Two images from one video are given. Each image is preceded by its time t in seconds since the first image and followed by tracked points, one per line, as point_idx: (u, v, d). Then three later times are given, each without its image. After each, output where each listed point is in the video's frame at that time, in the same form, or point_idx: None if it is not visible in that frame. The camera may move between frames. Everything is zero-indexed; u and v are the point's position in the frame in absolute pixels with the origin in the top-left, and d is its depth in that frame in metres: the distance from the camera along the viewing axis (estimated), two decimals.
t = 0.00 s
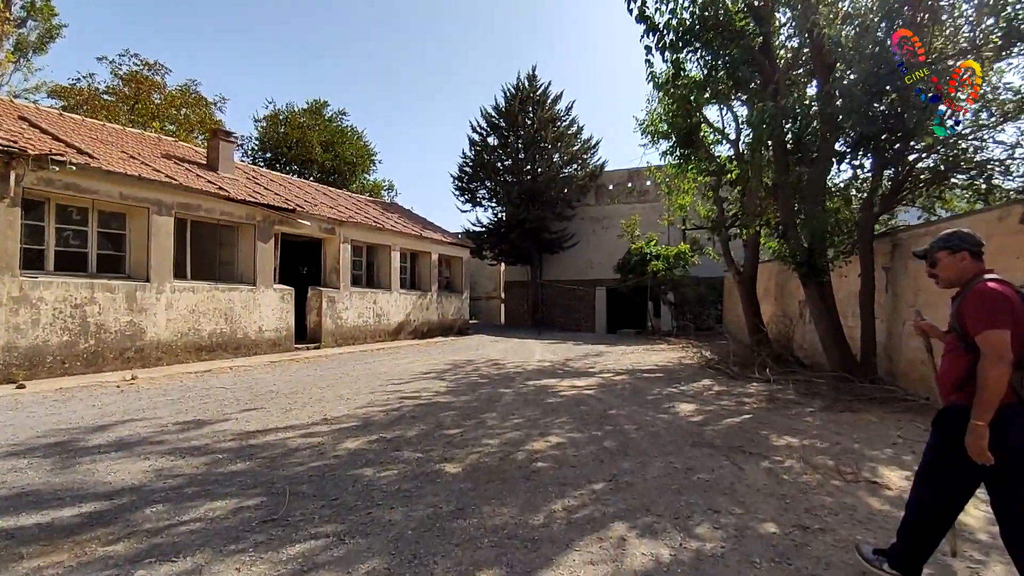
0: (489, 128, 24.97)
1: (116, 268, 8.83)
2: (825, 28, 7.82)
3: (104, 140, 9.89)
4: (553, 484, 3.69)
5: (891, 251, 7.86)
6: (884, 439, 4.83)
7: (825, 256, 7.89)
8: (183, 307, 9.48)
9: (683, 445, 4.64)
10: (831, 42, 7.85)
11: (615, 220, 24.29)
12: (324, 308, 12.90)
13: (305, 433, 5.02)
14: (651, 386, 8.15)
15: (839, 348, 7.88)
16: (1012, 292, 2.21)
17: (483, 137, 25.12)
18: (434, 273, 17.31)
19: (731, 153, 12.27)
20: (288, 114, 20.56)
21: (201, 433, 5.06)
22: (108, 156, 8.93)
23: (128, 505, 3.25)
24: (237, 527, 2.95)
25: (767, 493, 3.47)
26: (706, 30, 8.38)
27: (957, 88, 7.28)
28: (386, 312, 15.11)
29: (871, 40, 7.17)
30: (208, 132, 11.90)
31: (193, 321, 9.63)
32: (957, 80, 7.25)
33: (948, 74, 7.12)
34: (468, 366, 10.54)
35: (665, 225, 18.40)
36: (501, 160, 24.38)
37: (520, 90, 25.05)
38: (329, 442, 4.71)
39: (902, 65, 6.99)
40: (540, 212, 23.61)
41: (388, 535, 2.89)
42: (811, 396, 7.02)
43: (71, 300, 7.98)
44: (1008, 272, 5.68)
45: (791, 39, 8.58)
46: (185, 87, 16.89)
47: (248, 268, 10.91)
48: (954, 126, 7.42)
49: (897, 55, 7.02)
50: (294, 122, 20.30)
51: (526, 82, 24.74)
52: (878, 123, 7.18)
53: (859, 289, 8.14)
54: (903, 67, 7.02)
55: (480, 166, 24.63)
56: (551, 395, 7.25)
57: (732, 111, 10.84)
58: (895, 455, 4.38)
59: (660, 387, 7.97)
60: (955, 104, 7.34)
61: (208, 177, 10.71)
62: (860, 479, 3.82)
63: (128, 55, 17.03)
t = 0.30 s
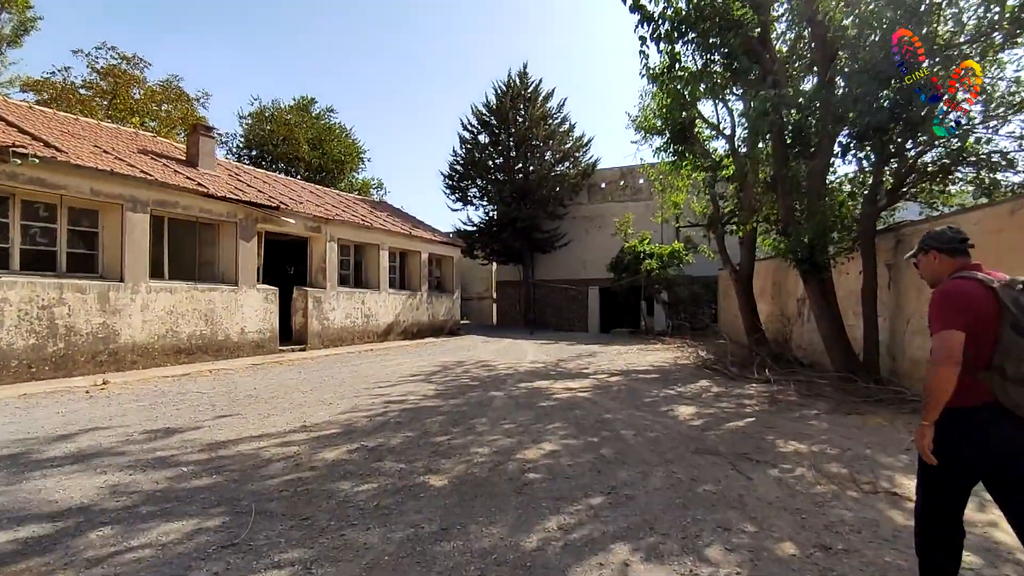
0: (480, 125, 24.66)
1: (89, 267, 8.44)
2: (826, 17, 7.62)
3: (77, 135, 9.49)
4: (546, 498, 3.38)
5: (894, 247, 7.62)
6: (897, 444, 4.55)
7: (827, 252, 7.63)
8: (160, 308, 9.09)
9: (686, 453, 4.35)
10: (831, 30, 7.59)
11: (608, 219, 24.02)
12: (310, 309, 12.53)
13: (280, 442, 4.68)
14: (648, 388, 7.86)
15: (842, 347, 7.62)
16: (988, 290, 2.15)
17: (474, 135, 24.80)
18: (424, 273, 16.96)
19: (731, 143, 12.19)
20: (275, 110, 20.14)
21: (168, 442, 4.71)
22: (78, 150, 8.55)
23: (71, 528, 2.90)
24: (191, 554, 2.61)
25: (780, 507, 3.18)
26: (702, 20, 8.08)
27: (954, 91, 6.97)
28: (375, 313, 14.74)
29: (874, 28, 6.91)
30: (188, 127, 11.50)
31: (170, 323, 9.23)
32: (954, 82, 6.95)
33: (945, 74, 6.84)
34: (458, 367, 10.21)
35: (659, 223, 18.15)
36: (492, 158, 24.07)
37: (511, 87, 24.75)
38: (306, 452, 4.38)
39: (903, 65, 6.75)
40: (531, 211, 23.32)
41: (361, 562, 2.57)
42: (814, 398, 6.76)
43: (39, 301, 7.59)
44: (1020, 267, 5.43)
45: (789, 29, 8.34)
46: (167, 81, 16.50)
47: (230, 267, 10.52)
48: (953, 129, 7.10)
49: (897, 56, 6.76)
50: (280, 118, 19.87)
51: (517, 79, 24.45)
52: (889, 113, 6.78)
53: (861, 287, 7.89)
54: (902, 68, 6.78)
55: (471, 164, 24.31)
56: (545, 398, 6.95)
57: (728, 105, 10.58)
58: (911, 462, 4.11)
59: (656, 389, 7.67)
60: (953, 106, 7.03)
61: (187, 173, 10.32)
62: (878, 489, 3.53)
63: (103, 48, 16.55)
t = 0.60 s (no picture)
0: (477, 116, 24.26)
1: (68, 260, 8.09)
2: None
3: (56, 121, 9.11)
4: (550, 511, 3.06)
5: (908, 237, 7.32)
6: (924, 447, 4.25)
7: (839, 243, 7.32)
8: (145, 303, 8.74)
9: (699, 458, 4.04)
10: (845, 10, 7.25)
11: (608, 211, 23.66)
12: (303, 302, 12.19)
13: (263, 445, 4.35)
14: (653, 384, 7.56)
15: (855, 342, 7.31)
16: (1001, 274, 2.13)
17: (471, 125, 24.40)
18: (420, 266, 16.61)
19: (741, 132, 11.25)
20: (267, 100, 19.69)
21: (142, 446, 4.38)
22: (57, 137, 8.19)
23: (16, 550, 2.58)
24: None
25: (809, 522, 2.87)
26: None
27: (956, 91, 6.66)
28: (370, 307, 14.41)
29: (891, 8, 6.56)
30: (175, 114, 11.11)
31: (156, 317, 8.88)
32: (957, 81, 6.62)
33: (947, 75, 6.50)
34: (455, 363, 9.89)
35: (659, 214, 17.82)
36: (490, 149, 23.67)
37: (509, 76, 24.33)
38: (289, 457, 4.05)
39: (902, 65, 6.47)
40: (530, 203, 22.95)
41: None
42: (827, 395, 6.46)
43: (14, 295, 7.24)
44: None
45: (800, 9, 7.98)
46: (158, 69, 16.29)
47: (218, 260, 10.16)
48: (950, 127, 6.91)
49: (897, 56, 6.49)
50: (272, 108, 19.44)
51: (514, 68, 24.04)
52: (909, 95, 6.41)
53: (874, 279, 7.59)
54: (903, 68, 6.50)
55: (467, 155, 23.91)
56: (545, 395, 6.65)
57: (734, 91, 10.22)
58: (942, 467, 3.81)
59: (661, 386, 7.37)
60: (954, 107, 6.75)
61: (173, 161, 9.96)
62: (913, 499, 3.23)
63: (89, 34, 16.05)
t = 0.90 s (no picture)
0: (471, 111, 23.92)
1: (43, 257, 7.72)
2: None
3: (32, 113, 8.74)
4: (547, 531, 2.76)
5: (918, 230, 7.05)
6: (946, 453, 3.98)
7: (846, 237, 7.05)
8: (125, 302, 8.39)
9: (707, 467, 3.75)
10: None
11: (604, 207, 23.35)
12: (291, 301, 11.84)
13: (238, 455, 4.03)
14: (653, 384, 7.28)
15: (864, 340, 7.03)
16: (1014, 273, 2.05)
17: (465, 120, 24.04)
18: (413, 263, 16.28)
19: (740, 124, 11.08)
20: (256, 94, 19.27)
21: (106, 456, 4.04)
22: (30, 129, 7.82)
23: None
24: None
25: (835, 542, 2.58)
26: None
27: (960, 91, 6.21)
28: (362, 305, 14.08)
29: None
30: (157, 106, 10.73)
31: (136, 317, 8.54)
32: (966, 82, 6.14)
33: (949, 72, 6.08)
34: (447, 362, 9.58)
35: (657, 209, 17.53)
36: (484, 144, 23.32)
37: (503, 71, 23.96)
38: (265, 468, 3.74)
39: (902, 66, 6.14)
40: (525, 199, 22.63)
41: None
42: (835, 395, 6.19)
43: None
44: None
45: None
46: (144, 62, 15.92)
47: (203, 257, 9.81)
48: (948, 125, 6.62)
49: (896, 55, 6.17)
50: (262, 102, 19.04)
51: (508, 62, 23.69)
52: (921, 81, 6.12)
53: (882, 274, 7.32)
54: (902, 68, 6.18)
55: (462, 150, 23.56)
56: (541, 397, 6.36)
57: (735, 80, 9.91)
58: (969, 475, 3.53)
59: (662, 386, 7.08)
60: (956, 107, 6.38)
61: (155, 155, 9.60)
62: (944, 513, 2.95)
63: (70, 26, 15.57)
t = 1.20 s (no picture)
0: (468, 105, 23.53)
1: (17, 253, 7.35)
2: None
3: (7, 103, 8.36)
4: (549, 564, 2.42)
5: (936, 224, 6.72)
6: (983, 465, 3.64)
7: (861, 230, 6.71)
8: (105, 300, 8.02)
9: (724, 482, 3.41)
10: None
11: (603, 203, 22.98)
12: (282, 298, 11.48)
13: (209, 469, 3.68)
14: (658, 386, 6.94)
15: (879, 339, 6.71)
16: None
17: (462, 114, 23.65)
18: (409, 259, 15.93)
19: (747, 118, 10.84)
20: (248, 87, 18.85)
21: (63, 471, 3.68)
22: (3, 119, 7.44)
23: None
24: None
25: None
26: None
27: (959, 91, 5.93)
28: (356, 302, 13.72)
29: None
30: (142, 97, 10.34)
31: (117, 315, 8.17)
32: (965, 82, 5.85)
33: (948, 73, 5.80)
34: (442, 362, 9.24)
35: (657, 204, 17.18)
36: (482, 139, 22.93)
37: (501, 64, 23.56)
38: (237, 485, 3.39)
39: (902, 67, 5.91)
40: (523, 194, 22.25)
41: None
42: (851, 398, 5.86)
43: None
44: None
45: None
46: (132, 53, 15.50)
47: (189, 253, 9.44)
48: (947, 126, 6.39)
49: (897, 55, 5.88)
50: (254, 95, 18.61)
51: (506, 55, 23.30)
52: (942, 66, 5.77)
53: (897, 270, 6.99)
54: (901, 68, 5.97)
55: (459, 145, 23.17)
56: (540, 400, 6.02)
57: (741, 69, 9.56)
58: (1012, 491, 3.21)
59: (666, 388, 6.75)
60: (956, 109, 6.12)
61: (138, 147, 9.23)
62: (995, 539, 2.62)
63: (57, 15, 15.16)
